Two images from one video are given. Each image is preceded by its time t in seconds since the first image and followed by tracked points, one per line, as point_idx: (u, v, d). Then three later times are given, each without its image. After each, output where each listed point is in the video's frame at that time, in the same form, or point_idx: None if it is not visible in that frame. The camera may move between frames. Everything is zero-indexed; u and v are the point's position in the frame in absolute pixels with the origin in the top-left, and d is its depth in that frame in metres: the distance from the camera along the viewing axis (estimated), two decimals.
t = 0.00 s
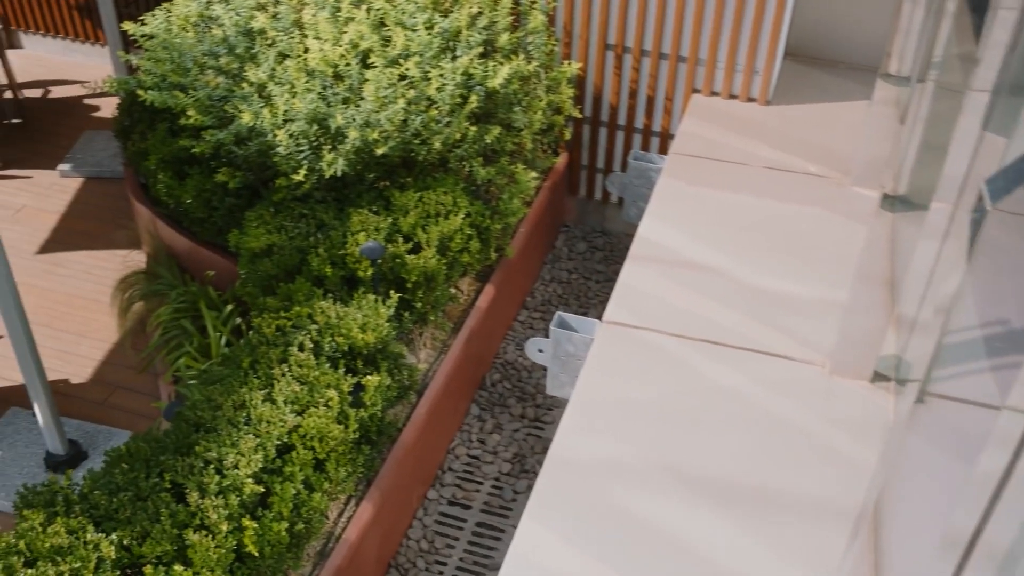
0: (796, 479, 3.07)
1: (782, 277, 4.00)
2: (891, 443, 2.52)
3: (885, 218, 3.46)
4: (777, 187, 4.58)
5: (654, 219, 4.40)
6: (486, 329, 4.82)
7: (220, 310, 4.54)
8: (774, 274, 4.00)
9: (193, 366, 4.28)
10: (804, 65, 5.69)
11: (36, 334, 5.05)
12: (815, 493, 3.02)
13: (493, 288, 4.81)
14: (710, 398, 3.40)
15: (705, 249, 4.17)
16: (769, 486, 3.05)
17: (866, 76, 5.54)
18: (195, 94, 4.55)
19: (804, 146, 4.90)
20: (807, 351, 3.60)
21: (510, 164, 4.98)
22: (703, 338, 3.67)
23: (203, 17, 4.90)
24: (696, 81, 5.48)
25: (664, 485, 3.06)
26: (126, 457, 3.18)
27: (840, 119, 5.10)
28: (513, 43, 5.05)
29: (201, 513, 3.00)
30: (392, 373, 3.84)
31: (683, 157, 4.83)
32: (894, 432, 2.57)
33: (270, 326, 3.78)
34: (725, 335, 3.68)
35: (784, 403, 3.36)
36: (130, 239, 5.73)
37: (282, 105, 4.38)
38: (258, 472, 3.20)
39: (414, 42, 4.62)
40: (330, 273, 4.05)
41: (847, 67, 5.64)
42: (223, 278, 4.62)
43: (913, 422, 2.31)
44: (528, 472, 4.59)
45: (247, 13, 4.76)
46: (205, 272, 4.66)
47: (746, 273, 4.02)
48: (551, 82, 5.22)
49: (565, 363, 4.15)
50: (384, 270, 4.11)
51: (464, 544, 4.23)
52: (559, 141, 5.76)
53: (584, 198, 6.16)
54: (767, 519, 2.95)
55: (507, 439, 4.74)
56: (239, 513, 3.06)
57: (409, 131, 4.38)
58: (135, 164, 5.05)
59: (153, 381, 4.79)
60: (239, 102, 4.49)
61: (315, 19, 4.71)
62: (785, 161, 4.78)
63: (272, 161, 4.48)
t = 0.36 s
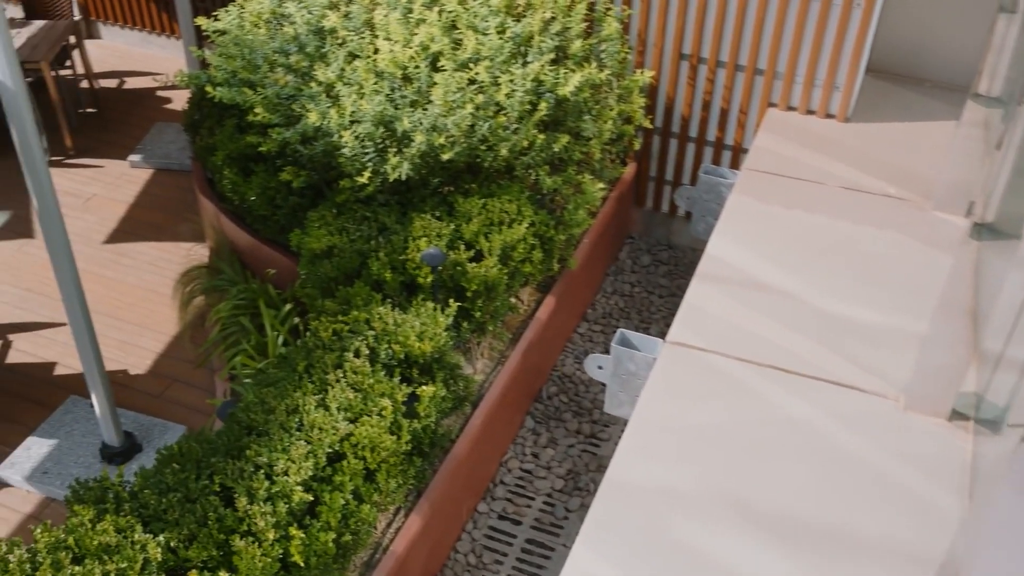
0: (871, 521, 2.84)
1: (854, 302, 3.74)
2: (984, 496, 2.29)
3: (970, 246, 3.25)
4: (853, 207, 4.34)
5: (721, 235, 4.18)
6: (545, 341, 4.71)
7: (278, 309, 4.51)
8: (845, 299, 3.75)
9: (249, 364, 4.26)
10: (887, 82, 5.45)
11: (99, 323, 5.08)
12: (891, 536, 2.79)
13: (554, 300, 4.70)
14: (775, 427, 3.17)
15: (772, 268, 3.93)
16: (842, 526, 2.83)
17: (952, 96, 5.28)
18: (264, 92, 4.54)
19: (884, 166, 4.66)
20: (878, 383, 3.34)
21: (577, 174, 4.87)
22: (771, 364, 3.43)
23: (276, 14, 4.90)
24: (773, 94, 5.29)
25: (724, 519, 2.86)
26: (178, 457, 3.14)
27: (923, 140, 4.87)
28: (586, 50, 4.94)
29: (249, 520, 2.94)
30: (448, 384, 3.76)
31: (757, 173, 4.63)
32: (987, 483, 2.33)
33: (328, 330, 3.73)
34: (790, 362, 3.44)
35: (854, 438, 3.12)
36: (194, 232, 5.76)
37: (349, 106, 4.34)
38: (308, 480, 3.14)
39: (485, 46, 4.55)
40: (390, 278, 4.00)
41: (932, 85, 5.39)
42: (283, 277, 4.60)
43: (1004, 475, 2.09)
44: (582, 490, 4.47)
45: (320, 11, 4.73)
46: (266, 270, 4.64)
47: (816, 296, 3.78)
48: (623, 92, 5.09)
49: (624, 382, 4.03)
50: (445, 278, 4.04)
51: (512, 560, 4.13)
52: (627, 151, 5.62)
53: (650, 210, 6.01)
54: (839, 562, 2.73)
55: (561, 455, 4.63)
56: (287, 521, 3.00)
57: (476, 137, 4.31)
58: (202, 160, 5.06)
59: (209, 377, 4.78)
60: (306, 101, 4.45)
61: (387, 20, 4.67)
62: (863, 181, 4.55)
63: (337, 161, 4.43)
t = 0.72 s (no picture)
0: (939, 568, 2.65)
1: (925, 329, 3.50)
2: None
3: None
4: (926, 229, 4.09)
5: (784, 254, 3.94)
6: (597, 355, 4.59)
7: (329, 310, 4.46)
8: (915, 326, 3.51)
9: (298, 365, 4.22)
10: (965, 99, 5.21)
11: (153, 315, 5.10)
12: None
13: (609, 312, 4.58)
14: (837, 460, 2.97)
15: (838, 290, 3.70)
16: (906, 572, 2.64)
17: None
18: (325, 91, 4.50)
19: (959, 188, 4.42)
20: (949, 417, 3.12)
21: (638, 185, 4.74)
22: (835, 393, 3.22)
23: (339, 13, 4.87)
24: (845, 108, 5.09)
25: (781, 558, 2.68)
26: (222, 459, 3.10)
27: (1003, 161, 4.62)
28: (652, 57, 4.82)
29: (289, 527, 2.89)
30: (497, 395, 3.67)
31: (825, 190, 4.40)
32: None
33: (377, 335, 3.66)
34: (854, 390, 3.23)
35: (922, 476, 2.91)
36: (251, 228, 5.76)
37: (408, 108, 4.28)
38: (350, 490, 3.08)
39: (549, 50, 4.45)
40: (443, 285, 3.92)
41: (1013, 104, 5.13)
42: (336, 277, 4.56)
43: None
44: (629, 509, 4.34)
45: (384, 10, 4.70)
46: (319, 269, 4.61)
47: (885, 321, 3.54)
48: (688, 101, 4.94)
49: (678, 401, 3.89)
50: (498, 286, 3.96)
51: None
52: (690, 161, 5.47)
53: (712, 222, 5.85)
54: None
55: (610, 471, 4.51)
56: (327, 532, 2.93)
57: (536, 143, 4.25)
58: (261, 156, 5.04)
59: (258, 374, 4.76)
60: (366, 101, 4.41)
61: (450, 21, 4.61)
62: (937, 202, 4.31)
63: (394, 164, 4.37)
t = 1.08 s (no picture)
0: None
1: (992, 360, 3.27)
2: None
3: None
4: (995, 254, 3.85)
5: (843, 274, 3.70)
6: (644, 369, 4.47)
7: (374, 313, 4.40)
8: (982, 355, 3.28)
9: (340, 368, 4.17)
10: None
11: (199, 311, 5.10)
12: None
13: (658, 326, 4.46)
14: (895, 494, 2.78)
15: (899, 314, 3.47)
16: None
17: None
18: (377, 91, 4.45)
19: None
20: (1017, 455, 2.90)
21: (693, 197, 4.62)
22: (891, 422, 3.01)
23: (395, 12, 4.84)
24: (912, 124, 4.89)
25: None
26: (258, 464, 3.04)
27: None
28: (712, 66, 4.68)
29: (323, 538, 2.81)
30: (540, 409, 3.58)
31: (888, 209, 4.16)
32: None
33: (420, 342, 3.59)
34: (914, 420, 3.02)
35: (988, 517, 2.71)
36: (299, 226, 5.74)
37: (461, 112, 4.20)
38: (386, 501, 3.00)
39: (606, 56, 4.35)
40: (490, 293, 3.84)
41: None
42: (381, 280, 4.50)
43: None
44: (672, 530, 4.21)
45: (440, 11, 4.67)
46: (365, 271, 4.56)
47: (949, 349, 3.32)
48: (748, 112, 4.78)
49: (727, 423, 3.73)
50: (546, 297, 3.88)
51: None
52: (747, 174, 5.31)
53: (767, 236, 5.68)
54: None
55: (653, 490, 4.38)
56: (361, 544, 2.86)
57: (590, 152, 4.11)
58: (312, 155, 5.01)
59: (300, 374, 4.72)
60: (418, 104, 4.35)
61: (507, 24, 4.54)
62: (1005, 224, 4.07)
63: (444, 167, 4.30)
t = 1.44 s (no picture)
0: None
1: None
2: None
3: None
4: None
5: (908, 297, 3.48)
6: (696, 387, 4.34)
7: (422, 317, 4.34)
8: None
9: (385, 371, 4.12)
10: None
11: (249, 306, 5.09)
12: None
13: (712, 342, 4.33)
14: (961, 537, 2.59)
15: (967, 343, 3.25)
16: None
17: None
18: (433, 93, 4.38)
19: None
20: None
21: (754, 211, 4.47)
22: (958, 459, 2.81)
23: (455, 13, 4.79)
24: (987, 143, 4.67)
25: None
26: (297, 468, 2.99)
27: None
28: (778, 77, 4.54)
29: (358, 548, 2.75)
30: (586, 425, 3.49)
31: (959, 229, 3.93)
32: None
33: (466, 350, 3.51)
34: (983, 458, 2.81)
35: None
36: (352, 224, 5.72)
37: (517, 116, 4.12)
38: (425, 513, 2.93)
39: (669, 63, 4.23)
40: (540, 303, 3.75)
41: None
42: (431, 282, 4.44)
43: None
44: (718, 554, 4.07)
45: (500, 13, 4.62)
46: (415, 274, 4.50)
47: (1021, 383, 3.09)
48: (814, 125, 4.61)
49: (780, 447, 3.57)
50: (597, 308, 3.78)
51: None
52: (810, 188, 5.14)
53: (829, 253, 5.49)
54: None
55: (700, 510, 4.24)
56: (397, 556, 2.80)
57: (648, 161, 4.01)
58: (366, 154, 4.98)
59: (346, 375, 4.68)
60: (474, 106, 4.29)
61: (568, 27, 4.46)
62: None
63: (498, 172, 4.22)
